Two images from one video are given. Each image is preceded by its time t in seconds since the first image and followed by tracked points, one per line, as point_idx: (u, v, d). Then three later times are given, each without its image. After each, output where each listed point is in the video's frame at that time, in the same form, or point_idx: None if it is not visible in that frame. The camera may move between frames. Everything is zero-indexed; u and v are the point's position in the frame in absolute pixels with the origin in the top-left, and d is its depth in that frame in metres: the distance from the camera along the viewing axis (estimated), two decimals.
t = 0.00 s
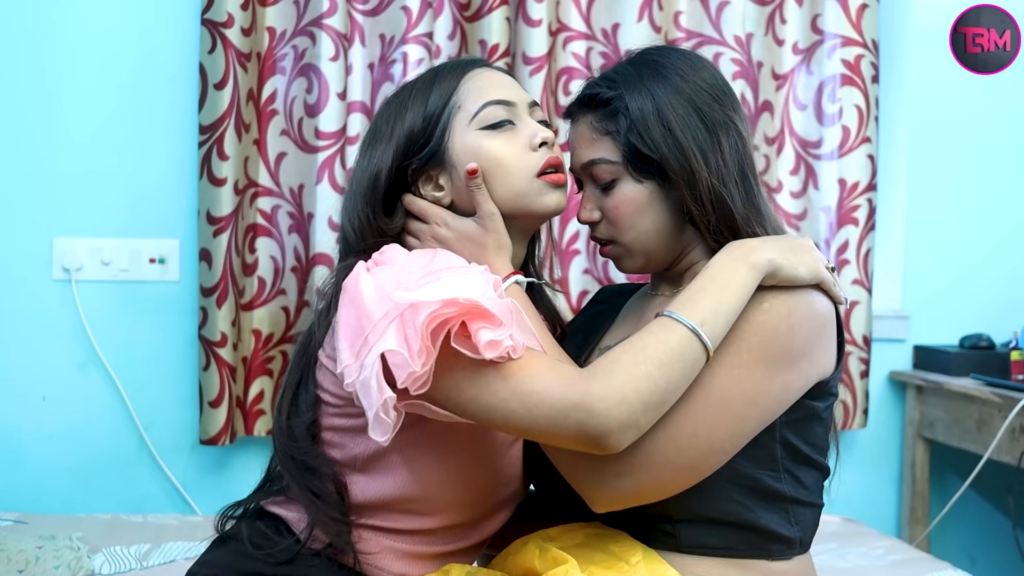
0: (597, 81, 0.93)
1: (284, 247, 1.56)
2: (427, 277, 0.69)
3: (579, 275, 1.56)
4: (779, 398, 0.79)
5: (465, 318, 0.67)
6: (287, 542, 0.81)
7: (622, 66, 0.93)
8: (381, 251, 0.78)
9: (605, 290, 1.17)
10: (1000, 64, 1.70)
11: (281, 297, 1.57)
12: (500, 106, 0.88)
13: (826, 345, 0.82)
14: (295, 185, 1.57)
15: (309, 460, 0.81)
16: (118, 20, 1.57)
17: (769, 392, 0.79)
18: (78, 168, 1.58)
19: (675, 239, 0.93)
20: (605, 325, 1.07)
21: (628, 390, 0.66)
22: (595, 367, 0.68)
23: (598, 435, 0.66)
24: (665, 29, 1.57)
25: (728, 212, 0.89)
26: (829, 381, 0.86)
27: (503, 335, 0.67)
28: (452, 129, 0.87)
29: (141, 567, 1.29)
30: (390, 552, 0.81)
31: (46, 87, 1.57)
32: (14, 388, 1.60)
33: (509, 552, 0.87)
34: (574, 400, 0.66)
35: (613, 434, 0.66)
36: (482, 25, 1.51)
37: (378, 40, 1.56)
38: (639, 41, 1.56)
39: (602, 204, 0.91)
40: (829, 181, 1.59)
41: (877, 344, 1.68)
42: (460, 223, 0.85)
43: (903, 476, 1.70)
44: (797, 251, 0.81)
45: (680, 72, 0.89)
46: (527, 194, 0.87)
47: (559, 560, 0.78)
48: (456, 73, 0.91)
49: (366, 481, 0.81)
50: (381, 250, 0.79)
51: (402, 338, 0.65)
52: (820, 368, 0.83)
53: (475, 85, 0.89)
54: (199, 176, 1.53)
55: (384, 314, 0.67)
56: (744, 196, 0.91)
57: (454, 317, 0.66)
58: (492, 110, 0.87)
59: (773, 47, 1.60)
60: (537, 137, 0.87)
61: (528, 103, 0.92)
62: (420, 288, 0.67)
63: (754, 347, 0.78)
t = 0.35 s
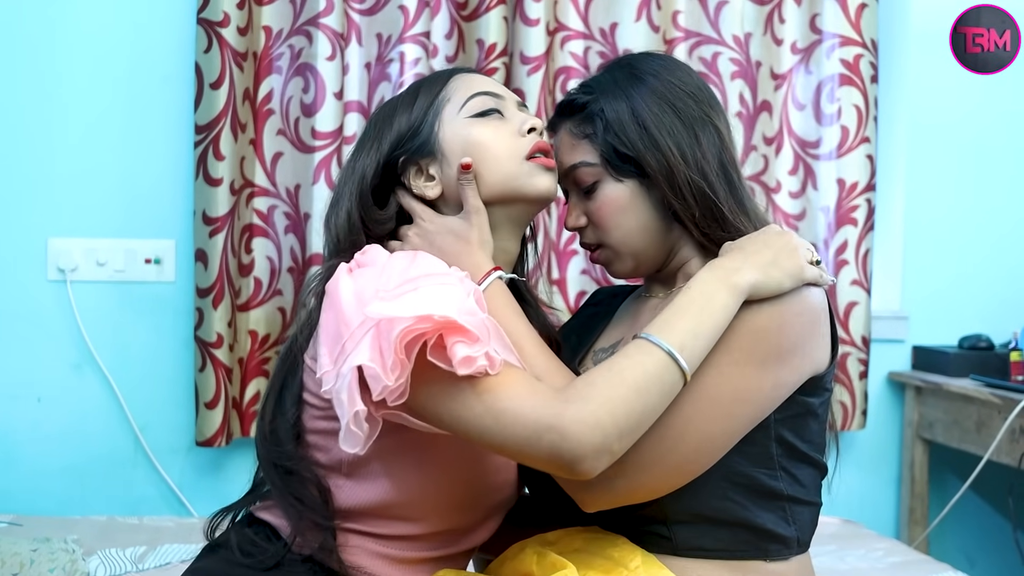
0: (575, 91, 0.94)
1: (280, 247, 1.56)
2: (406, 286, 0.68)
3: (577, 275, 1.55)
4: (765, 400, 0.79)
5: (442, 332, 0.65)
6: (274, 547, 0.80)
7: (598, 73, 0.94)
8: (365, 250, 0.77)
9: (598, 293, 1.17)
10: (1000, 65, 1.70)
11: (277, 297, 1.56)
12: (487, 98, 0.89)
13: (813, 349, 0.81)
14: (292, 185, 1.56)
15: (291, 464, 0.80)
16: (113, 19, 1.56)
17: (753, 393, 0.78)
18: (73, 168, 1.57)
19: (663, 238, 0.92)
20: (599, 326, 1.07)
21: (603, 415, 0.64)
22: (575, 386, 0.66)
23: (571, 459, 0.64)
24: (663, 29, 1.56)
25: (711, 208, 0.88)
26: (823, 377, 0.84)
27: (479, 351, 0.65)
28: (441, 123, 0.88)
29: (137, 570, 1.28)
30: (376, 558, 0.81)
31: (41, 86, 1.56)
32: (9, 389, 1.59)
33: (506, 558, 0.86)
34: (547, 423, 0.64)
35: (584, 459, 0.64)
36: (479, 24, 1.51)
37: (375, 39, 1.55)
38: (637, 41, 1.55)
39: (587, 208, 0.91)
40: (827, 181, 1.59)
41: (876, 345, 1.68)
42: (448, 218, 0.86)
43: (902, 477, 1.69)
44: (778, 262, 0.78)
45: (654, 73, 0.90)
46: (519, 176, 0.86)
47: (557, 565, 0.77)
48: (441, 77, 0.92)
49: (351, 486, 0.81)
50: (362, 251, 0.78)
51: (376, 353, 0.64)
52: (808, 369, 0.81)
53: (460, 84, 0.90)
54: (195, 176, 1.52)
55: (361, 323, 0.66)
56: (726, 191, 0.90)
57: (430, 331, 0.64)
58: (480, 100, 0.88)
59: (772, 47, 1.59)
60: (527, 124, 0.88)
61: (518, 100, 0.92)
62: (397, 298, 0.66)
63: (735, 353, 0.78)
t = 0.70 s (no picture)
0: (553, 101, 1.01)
1: (275, 245, 1.54)
2: (402, 304, 0.66)
3: (574, 273, 1.54)
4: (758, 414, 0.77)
5: (433, 361, 0.63)
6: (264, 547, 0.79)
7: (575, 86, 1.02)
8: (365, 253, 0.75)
9: (592, 293, 1.16)
10: (1000, 64, 1.69)
11: (273, 295, 1.55)
12: (478, 92, 0.88)
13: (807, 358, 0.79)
14: (287, 183, 1.55)
15: (281, 472, 0.80)
16: (107, 15, 1.55)
17: (749, 408, 0.77)
18: (67, 166, 1.56)
19: (642, 225, 0.92)
20: (594, 328, 1.07)
21: (580, 482, 0.64)
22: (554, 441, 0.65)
23: (547, 521, 0.65)
24: (661, 26, 1.55)
25: (683, 183, 0.90)
26: (821, 379, 0.83)
27: (468, 389, 0.63)
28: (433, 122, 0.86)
29: (130, 570, 1.26)
30: (367, 561, 0.80)
31: (34, 81, 1.55)
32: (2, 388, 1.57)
33: (500, 560, 0.85)
34: (526, 483, 0.64)
35: (560, 521, 0.65)
36: (476, 21, 1.50)
37: (371, 35, 1.54)
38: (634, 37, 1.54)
39: (563, 197, 0.93)
40: (826, 179, 1.58)
41: (875, 344, 1.67)
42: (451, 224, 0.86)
43: (901, 476, 1.68)
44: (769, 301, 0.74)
45: (622, 71, 0.96)
46: (517, 167, 0.85)
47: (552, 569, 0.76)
48: (427, 79, 0.91)
49: (343, 489, 0.79)
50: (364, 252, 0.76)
51: (364, 378, 0.62)
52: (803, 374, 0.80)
53: (447, 84, 0.89)
54: (189, 173, 1.51)
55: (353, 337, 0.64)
56: (700, 168, 0.91)
57: (421, 360, 0.63)
58: (471, 96, 0.87)
59: (771, 43, 1.58)
60: (520, 115, 0.87)
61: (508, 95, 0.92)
62: (391, 319, 0.64)
63: (724, 380, 0.76)
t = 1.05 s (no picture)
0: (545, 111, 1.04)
1: (266, 243, 1.53)
2: (388, 325, 0.64)
3: (569, 272, 1.52)
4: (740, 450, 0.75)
5: (409, 394, 0.62)
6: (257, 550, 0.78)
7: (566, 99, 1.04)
8: (373, 259, 0.75)
9: (586, 302, 1.14)
10: (1000, 64, 1.68)
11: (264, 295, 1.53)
12: (460, 92, 0.86)
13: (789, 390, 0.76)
14: (279, 180, 1.53)
15: (269, 482, 0.77)
16: (97, 11, 1.54)
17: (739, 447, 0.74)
18: (56, 164, 1.54)
19: (625, 211, 0.91)
20: (589, 335, 1.04)
21: (539, 538, 0.63)
22: (518, 494, 0.64)
23: (498, 572, 0.64)
24: (656, 22, 1.54)
25: (665, 176, 0.90)
26: (809, 381, 0.81)
27: (439, 428, 0.61)
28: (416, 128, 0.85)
29: (119, 572, 1.25)
30: (361, 566, 0.79)
31: (23, 77, 1.53)
32: None
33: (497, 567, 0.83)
34: (484, 535, 0.63)
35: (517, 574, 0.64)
36: (469, 17, 1.48)
37: (363, 32, 1.53)
38: (628, 34, 1.53)
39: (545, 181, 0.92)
40: (822, 177, 1.56)
41: (871, 344, 1.66)
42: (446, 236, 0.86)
43: (897, 476, 1.67)
44: (749, 357, 0.71)
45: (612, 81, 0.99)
46: (509, 169, 0.83)
47: None
48: (406, 81, 0.89)
49: (335, 493, 0.78)
50: (372, 258, 0.76)
51: (335, 398, 0.61)
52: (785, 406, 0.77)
53: (427, 84, 0.87)
54: (180, 170, 1.49)
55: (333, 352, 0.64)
56: (684, 169, 0.92)
57: (394, 391, 0.61)
58: (455, 98, 0.85)
59: (766, 40, 1.57)
60: (506, 114, 0.86)
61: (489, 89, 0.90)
62: (373, 340, 0.63)
63: (708, 430, 0.73)
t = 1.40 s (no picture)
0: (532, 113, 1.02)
1: (259, 243, 1.51)
2: (370, 341, 0.62)
3: (564, 272, 1.51)
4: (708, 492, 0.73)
5: (382, 416, 0.60)
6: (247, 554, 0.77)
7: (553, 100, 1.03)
8: (373, 262, 0.74)
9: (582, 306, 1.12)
10: (1000, 65, 1.68)
11: (257, 294, 1.52)
12: (479, 106, 0.82)
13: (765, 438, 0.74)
14: (272, 180, 1.52)
15: (262, 490, 0.74)
16: (88, 9, 1.52)
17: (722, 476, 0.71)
18: (48, 163, 1.53)
19: (619, 211, 0.89)
20: (585, 339, 1.03)
21: None
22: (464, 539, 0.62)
23: None
24: (652, 20, 1.53)
25: (655, 177, 0.89)
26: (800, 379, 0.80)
27: (409, 455, 0.59)
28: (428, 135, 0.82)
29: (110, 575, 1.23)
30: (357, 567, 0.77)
31: (14, 75, 1.52)
32: None
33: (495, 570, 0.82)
34: None
35: None
36: (463, 16, 1.47)
37: (357, 30, 1.51)
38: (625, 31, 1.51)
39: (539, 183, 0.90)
40: (819, 176, 1.55)
41: (869, 344, 1.65)
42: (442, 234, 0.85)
43: (896, 477, 1.66)
44: (716, 407, 0.69)
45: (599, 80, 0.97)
46: (520, 198, 0.82)
47: None
48: (420, 75, 0.84)
49: (330, 496, 0.76)
50: (371, 261, 0.74)
51: (307, 409, 0.60)
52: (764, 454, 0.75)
53: (445, 84, 0.83)
54: (172, 169, 1.48)
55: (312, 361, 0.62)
56: (673, 169, 0.90)
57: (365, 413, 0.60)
58: (470, 110, 0.81)
59: (762, 38, 1.56)
60: (521, 134, 0.82)
61: (503, 94, 0.86)
62: (351, 355, 0.61)
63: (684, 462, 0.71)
